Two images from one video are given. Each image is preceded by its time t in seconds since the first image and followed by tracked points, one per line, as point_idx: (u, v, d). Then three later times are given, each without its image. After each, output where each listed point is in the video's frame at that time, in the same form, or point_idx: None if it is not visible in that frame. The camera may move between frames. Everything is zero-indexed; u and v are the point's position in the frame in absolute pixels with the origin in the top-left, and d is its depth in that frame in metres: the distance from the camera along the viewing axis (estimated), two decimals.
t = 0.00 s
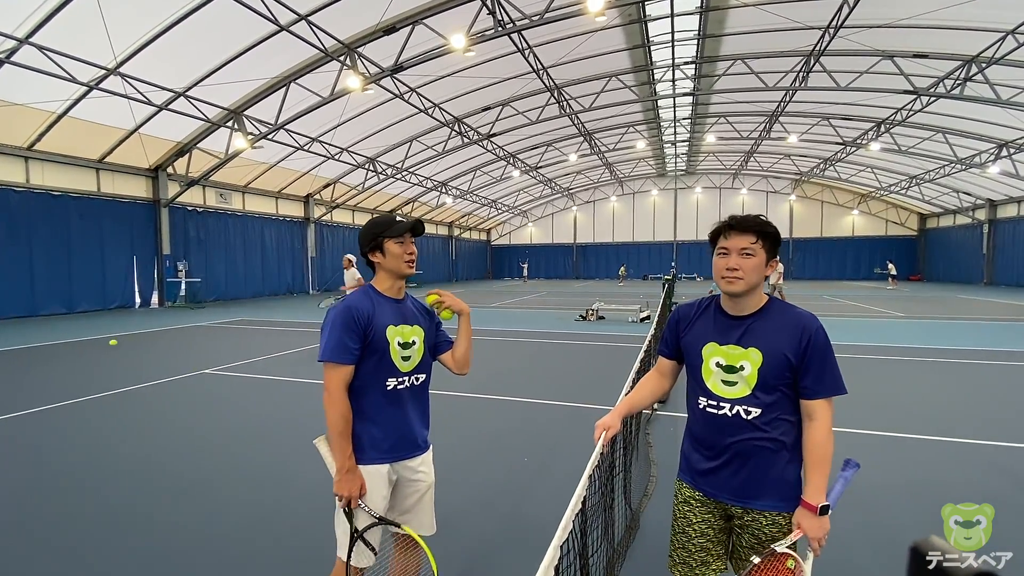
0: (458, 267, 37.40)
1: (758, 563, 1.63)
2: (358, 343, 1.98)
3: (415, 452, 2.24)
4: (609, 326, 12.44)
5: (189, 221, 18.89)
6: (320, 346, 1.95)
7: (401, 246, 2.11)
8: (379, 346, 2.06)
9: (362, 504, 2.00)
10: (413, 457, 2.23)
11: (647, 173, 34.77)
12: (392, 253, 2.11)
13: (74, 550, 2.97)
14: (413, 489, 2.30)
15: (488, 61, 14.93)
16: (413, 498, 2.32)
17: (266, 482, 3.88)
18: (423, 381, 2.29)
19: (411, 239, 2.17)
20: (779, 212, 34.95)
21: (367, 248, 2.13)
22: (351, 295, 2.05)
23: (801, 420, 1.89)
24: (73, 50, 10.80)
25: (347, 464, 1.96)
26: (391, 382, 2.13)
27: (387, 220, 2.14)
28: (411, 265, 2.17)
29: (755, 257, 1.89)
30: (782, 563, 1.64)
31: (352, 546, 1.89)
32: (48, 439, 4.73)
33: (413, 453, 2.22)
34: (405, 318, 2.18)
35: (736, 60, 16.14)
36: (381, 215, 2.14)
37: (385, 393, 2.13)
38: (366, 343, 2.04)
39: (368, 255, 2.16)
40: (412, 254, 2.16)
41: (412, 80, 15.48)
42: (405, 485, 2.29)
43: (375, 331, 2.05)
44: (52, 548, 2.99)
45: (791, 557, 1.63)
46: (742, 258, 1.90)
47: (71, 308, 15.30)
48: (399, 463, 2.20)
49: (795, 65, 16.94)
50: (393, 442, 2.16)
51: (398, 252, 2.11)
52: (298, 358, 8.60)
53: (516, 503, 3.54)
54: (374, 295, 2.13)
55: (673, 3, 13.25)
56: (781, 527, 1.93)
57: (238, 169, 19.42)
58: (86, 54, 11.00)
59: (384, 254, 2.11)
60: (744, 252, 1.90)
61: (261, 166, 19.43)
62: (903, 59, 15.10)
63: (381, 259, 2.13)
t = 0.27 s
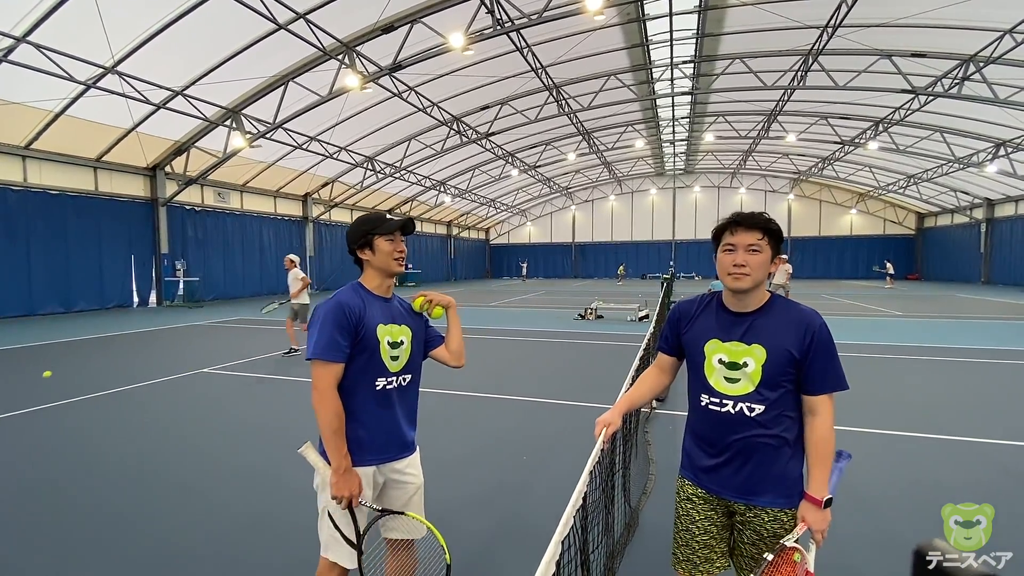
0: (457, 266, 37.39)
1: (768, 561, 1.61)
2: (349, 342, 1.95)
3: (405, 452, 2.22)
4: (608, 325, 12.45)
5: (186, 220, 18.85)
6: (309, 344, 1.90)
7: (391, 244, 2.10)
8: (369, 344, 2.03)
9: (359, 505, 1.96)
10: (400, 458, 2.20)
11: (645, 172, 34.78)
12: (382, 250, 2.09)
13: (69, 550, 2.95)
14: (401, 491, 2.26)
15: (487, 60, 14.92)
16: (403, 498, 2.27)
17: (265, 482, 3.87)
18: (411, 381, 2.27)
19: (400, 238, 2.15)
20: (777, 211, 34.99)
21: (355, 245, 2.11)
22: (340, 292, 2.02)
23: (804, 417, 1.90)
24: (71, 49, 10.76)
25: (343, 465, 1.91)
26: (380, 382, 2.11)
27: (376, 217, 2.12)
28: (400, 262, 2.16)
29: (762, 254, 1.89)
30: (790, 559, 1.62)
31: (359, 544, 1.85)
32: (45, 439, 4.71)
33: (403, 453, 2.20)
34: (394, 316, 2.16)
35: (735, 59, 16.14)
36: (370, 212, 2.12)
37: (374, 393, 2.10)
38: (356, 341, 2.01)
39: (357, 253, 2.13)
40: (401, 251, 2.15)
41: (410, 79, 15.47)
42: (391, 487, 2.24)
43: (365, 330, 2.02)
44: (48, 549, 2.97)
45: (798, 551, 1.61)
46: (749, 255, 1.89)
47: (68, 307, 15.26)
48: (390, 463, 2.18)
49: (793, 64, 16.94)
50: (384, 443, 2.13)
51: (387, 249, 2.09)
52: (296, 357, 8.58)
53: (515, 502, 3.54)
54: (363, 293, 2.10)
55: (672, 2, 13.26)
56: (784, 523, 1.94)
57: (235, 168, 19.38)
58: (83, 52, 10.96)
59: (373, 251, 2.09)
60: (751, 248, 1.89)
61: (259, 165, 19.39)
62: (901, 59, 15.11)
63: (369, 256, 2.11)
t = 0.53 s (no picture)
0: (456, 266, 37.38)
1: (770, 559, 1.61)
2: (336, 342, 1.94)
3: (389, 455, 2.22)
4: (607, 325, 12.46)
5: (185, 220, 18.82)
6: (296, 344, 1.88)
7: (382, 244, 2.10)
8: (357, 345, 2.02)
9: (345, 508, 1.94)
10: (383, 461, 2.19)
11: (644, 172, 34.80)
12: (373, 250, 2.08)
13: (68, 551, 2.95)
14: (386, 492, 2.27)
15: (485, 59, 14.91)
16: (389, 499, 2.29)
17: (265, 482, 3.87)
18: (395, 383, 2.27)
19: (393, 238, 2.15)
20: (775, 211, 35.04)
21: (346, 243, 2.10)
22: (327, 291, 2.01)
23: (804, 414, 1.91)
24: (68, 48, 10.74)
25: (329, 468, 1.90)
26: (366, 384, 2.10)
27: (368, 215, 2.12)
28: (391, 263, 2.16)
29: (760, 252, 1.90)
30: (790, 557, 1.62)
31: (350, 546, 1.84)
32: (44, 439, 4.71)
33: (387, 456, 2.20)
34: (381, 318, 2.15)
35: (734, 59, 16.15)
36: (362, 210, 2.12)
37: (359, 395, 2.09)
38: (343, 342, 1.99)
39: (347, 251, 2.13)
40: (392, 252, 2.15)
41: (409, 79, 15.46)
42: (377, 488, 2.26)
43: (353, 330, 2.01)
44: (47, 548, 2.97)
45: (800, 550, 1.62)
46: (749, 254, 1.90)
47: (67, 307, 15.23)
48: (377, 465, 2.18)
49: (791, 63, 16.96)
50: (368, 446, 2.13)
51: (378, 250, 2.09)
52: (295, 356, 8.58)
53: (514, 502, 3.54)
54: (351, 293, 2.09)
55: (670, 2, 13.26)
56: (784, 520, 1.94)
57: (234, 167, 19.36)
58: (81, 51, 10.94)
59: (364, 250, 2.09)
60: (750, 247, 1.90)
61: (258, 164, 19.37)
62: (898, 58, 15.14)
63: (359, 256, 2.11)
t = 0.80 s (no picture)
0: (455, 266, 37.39)
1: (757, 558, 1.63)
2: (324, 342, 1.95)
3: (376, 457, 2.22)
4: (607, 324, 12.48)
5: (184, 220, 18.82)
6: (282, 341, 1.89)
7: (374, 245, 2.11)
8: (343, 345, 2.03)
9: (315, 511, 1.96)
10: (373, 462, 2.20)
11: (643, 172, 34.83)
12: (364, 251, 2.09)
13: (69, 550, 2.96)
14: (377, 494, 2.27)
15: (485, 59, 14.92)
16: (382, 500, 2.29)
17: (265, 482, 3.88)
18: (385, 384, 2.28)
19: (385, 239, 2.16)
20: (775, 211, 35.07)
21: (338, 242, 2.12)
22: (318, 289, 2.02)
23: (801, 416, 1.91)
24: (68, 48, 10.74)
25: (301, 469, 1.92)
26: (353, 384, 2.11)
27: (361, 215, 2.13)
28: (383, 264, 2.17)
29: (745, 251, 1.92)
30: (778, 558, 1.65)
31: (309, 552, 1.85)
32: (45, 438, 4.72)
33: (373, 457, 2.21)
34: (372, 318, 2.16)
35: (733, 58, 16.16)
36: (357, 210, 2.14)
37: (345, 395, 2.10)
38: (329, 341, 2.00)
39: (339, 250, 2.15)
40: (384, 253, 2.16)
41: (408, 79, 15.46)
42: (367, 489, 2.25)
43: (341, 331, 2.02)
44: (47, 548, 2.98)
45: (788, 552, 1.65)
46: (726, 252, 1.95)
47: (66, 307, 15.23)
48: (365, 465, 2.18)
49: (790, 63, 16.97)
50: (352, 447, 2.13)
51: (370, 250, 2.10)
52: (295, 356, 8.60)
53: (515, 501, 3.55)
54: (342, 292, 2.10)
55: (669, 2, 13.28)
56: (780, 520, 1.95)
57: (233, 167, 19.36)
58: (80, 51, 10.94)
59: (356, 250, 2.10)
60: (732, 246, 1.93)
61: (257, 164, 19.37)
62: (897, 58, 15.16)
63: (351, 256, 2.12)
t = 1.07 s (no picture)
0: (455, 266, 37.41)
1: (740, 550, 1.67)
2: (317, 342, 1.96)
3: (371, 459, 2.22)
4: (606, 325, 12.49)
5: (184, 220, 18.82)
6: (276, 340, 1.91)
7: (374, 244, 2.13)
8: (337, 345, 2.04)
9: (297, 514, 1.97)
10: (370, 463, 2.21)
11: (643, 172, 34.87)
12: (364, 249, 2.11)
13: (69, 549, 2.98)
14: (375, 495, 2.27)
15: (485, 60, 14.93)
16: (380, 501, 2.29)
17: (265, 481, 3.88)
18: (383, 383, 2.29)
19: (383, 239, 2.17)
20: (774, 211, 35.10)
21: (338, 241, 2.13)
22: (312, 290, 2.04)
23: (797, 417, 1.91)
24: (68, 48, 10.74)
25: (287, 471, 1.93)
26: (348, 384, 2.12)
27: (360, 215, 2.14)
28: (382, 264, 2.18)
29: (738, 252, 1.94)
30: (760, 552, 1.69)
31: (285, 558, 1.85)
32: (45, 438, 4.74)
33: (369, 459, 2.20)
34: (368, 318, 2.16)
35: (733, 59, 16.18)
36: (355, 210, 2.14)
37: (340, 395, 2.11)
38: (323, 342, 2.01)
39: (338, 249, 2.16)
40: (383, 252, 2.17)
41: (408, 79, 15.48)
42: (366, 489, 2.25)
43: (335, 330, 2.04)
44: (47, 548, 2.99)
45: (770, 547, 1.69)
46: (717, 251, 1.98)
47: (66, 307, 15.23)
48: (361, 467, 2.18)
49: (790, 64, 16.99)
50: (346, 448, 2.14)
51: (370, 249, 2.12)
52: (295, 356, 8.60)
53: (514, 501, 3.55)
54: (339, 291, 2.12)
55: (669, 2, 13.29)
56: (774, 518, 1.96)
57: (233, 168, 19.36)
58: (80, 51, 10.93)
59: (355, 249, 2.11)
60: (725, 247, 1.96)
61: (257, 164, 19.37)
62: (896, 59, 15.18)
63: (350, 254, 2.13)
